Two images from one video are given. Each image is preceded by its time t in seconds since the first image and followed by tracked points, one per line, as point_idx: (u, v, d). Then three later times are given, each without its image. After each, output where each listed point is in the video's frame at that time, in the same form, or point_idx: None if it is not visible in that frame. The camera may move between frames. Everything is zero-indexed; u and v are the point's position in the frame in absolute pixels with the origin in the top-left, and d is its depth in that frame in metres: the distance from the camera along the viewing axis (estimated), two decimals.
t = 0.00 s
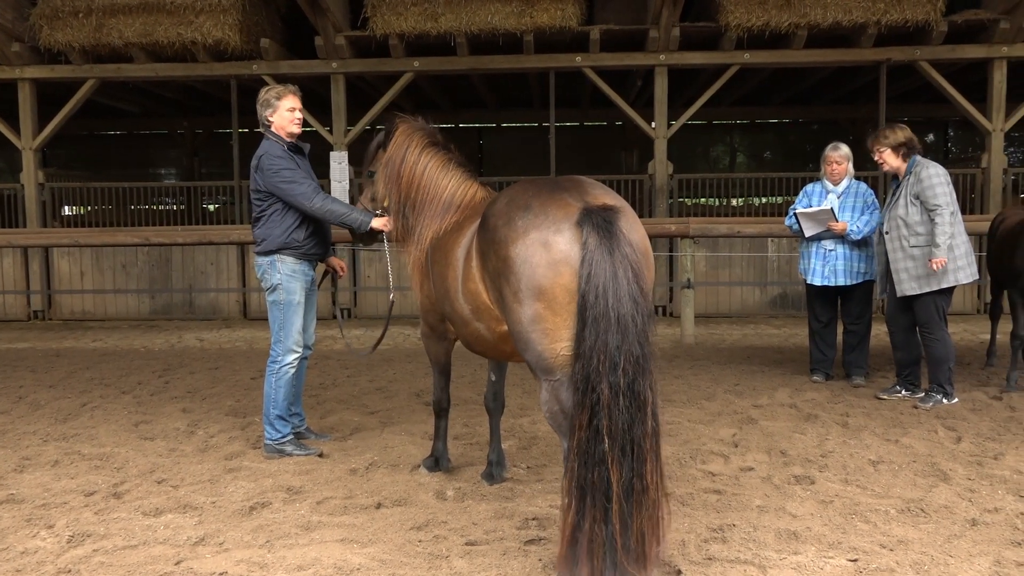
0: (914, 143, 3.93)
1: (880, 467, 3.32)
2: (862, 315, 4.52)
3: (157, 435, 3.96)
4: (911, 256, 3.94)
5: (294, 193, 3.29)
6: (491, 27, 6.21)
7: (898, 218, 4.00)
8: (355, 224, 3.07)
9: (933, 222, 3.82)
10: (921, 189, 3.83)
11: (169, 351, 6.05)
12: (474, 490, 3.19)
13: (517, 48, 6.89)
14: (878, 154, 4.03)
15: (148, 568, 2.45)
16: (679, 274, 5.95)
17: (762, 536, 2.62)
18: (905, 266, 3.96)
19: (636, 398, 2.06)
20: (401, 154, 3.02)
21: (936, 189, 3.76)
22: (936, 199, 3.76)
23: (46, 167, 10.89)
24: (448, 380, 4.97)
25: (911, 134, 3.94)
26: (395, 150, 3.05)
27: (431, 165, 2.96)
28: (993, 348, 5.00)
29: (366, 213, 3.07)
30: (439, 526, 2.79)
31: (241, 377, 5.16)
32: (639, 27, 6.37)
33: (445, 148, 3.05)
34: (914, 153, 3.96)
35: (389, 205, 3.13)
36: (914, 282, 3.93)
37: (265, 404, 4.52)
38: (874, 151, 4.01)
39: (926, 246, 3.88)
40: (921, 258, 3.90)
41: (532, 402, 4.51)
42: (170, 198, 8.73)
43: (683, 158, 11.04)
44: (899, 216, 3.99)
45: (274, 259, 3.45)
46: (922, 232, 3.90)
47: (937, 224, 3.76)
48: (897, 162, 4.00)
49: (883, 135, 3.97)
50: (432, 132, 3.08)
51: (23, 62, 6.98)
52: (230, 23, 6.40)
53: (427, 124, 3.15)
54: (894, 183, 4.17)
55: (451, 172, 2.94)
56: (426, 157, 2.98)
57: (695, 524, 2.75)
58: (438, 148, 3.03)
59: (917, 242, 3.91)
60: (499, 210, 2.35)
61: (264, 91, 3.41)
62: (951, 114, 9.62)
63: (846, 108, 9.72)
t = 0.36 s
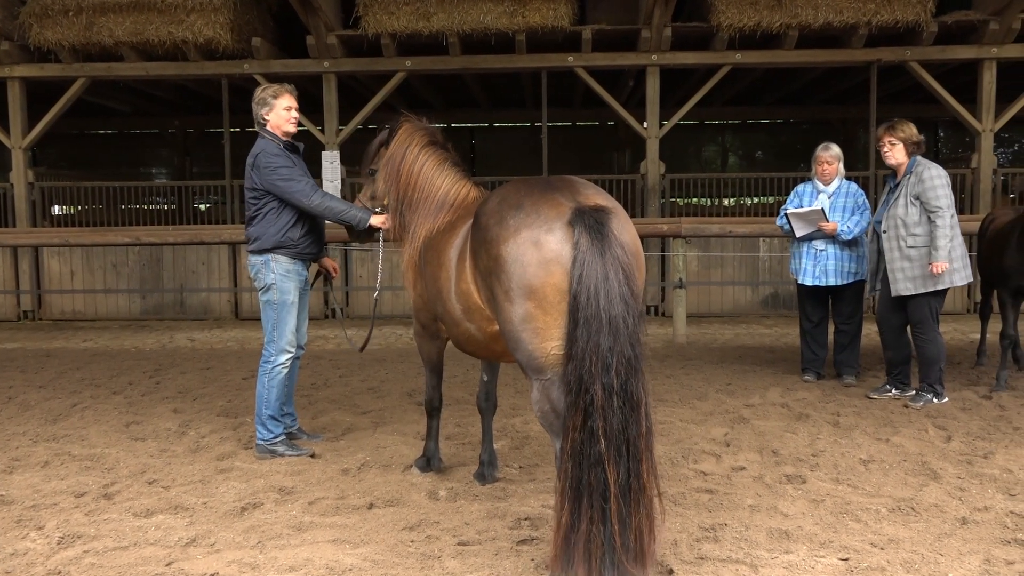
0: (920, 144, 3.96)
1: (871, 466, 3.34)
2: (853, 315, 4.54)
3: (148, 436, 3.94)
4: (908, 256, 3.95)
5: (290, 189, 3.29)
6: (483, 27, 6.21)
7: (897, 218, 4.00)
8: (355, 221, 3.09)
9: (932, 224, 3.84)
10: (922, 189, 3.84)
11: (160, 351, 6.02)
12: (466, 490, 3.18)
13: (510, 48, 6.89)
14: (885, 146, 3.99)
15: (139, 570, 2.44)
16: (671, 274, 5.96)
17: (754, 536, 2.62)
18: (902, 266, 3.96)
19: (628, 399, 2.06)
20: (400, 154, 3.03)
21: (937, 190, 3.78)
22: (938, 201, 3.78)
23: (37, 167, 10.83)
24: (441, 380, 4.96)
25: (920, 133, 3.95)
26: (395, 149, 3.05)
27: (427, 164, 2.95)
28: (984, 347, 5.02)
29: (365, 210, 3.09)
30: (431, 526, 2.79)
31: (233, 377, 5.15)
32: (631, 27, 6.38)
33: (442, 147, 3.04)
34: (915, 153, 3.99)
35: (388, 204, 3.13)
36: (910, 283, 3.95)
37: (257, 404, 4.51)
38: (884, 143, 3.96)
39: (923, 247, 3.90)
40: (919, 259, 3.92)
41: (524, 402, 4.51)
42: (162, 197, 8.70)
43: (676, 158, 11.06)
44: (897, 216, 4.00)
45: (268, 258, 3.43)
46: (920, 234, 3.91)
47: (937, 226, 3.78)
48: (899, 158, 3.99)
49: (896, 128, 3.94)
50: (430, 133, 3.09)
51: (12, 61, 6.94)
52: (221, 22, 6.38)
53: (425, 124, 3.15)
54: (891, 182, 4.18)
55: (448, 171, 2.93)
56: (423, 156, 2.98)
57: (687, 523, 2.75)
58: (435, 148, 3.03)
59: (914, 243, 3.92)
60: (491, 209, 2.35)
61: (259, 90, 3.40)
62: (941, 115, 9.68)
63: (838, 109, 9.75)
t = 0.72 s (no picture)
0: (922, 147, 3.99)
1: (864, 466, 3.35)
2: (847, 316, 4.55)
3: (140, 438, 3.93)
4: (908, 257, 3.96)
5: (281, 190, 3.28)
6: (477, 28, 6.21)
7: (897, 218, 4.02)
8: (349, 215, 3.06)
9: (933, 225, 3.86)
10: (924, 190, 3.85)
11: (153, 353, 6.01)
12: (460, 491, 3.18)
13: (504, 49, 6.89)
14: (887, 146, 4.01)
15: (131, 573, 2.43)
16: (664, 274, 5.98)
17: (748, 536, 2.62)
18: (902, 267, 3.97)
19: (622, 401, 2.06)
20: (403, 150, 3.01)
21: (940, 191, 3.79)
22: (940, 202, 3.79)
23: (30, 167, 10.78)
24: (435, 381, 4.96)
25: (922, 134, 3.98)
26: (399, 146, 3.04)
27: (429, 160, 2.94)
28: (976, 348, 5.05)
29: (358, 203, 3.06)
30: (425, 527, 2.79)
31: (227, 378, 5.14)
32: (624, 29, 6.39)
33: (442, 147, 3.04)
34: (916, 155, 4.01)
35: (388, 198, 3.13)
36: (909, 284, 3.96)
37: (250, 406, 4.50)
38: (887, 143, 3.97)
39: (923, 248, 3.92)
40: (918, 260, 3.93)
41: (518, 403, 4.51)
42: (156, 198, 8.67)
43: (670, 159, 11.08)
44: (898, 216, 4.01)
45: (261, 259, 3.43)
46: (920, 234, 3.93)
47: (939, 227, 3.80)
48: (900, 159, 4.01)
49: (899, 128, 3.95)
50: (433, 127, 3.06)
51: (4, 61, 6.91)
52: (215, 22, 6.36)
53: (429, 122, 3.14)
54: (890, 182, 4.20)
55: (449, 170, 2.92)
56: (423, 153, 2.97)
57: (681, 523, 2.76)
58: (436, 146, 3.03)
59: (914, 244, 3.93)
60: (483, 210, 2.35)
61: (254, 91, 3.40)
62: (934, 116, 9.72)
63: (831, 110, 9.78)
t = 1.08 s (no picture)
0: (926, 146, 3.98)
1: (863, 466, 3.35)
2: (846, 316, 4.55)
3: (139, 437, 3.93)
4: (909, 257, 3.97)
5: (269, 189, 3.27)
6: (476, 27, 6.21)
7: (899, 218, 4.02)
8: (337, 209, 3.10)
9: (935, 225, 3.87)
10: (927, 190, 3.86)
11: (152, 353, 6.01)
12: (460, 491, 3.18)
13: (502, 49, 6.88)
14: (890, 146, 4.00)
15: (130, 573, 2.43)
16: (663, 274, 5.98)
17: (747, 536, 2.62)
18: (903, 267, 3.97)
19: (615, 400, 2.06)
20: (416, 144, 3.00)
21: (943, 192, 3.80)
22: (942, 202, 3.79)
23: (29, 167, 10.78)
24: (434, 381, 4.96)
25: (926, 134, 3.97)
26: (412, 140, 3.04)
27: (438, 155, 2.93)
28: (975, 347, 5.05)
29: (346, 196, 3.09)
30: (425, 527, 2.79)
31: (226, 378, 5.14)
32: (623, 28, 6.38)
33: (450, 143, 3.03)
34: (920, 154, 4.00)
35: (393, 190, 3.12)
36: (910, 284, 3.96)
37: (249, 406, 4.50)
38: (890, 142, 3.96)
39: (925, 248, 3.92)
40: (919, 260, 3.94)
41: (517, 402, 4.51)
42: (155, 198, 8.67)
43: (669, 158, 11.09)
44: (900, 216, 4.01)
45: (254, 260, 3.43)
46: (922, 235, 3.93)
47: (941, 227, 3.81)
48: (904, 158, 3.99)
49: (901, 128, 3.94)
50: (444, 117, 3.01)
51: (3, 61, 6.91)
52: (213, 22, 6.36)
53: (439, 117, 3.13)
54: (892, 182, 4.19)
55: (457, 166, 2.92)
56: (428, 148, 2.96)
57: (680, 523, 2.76)
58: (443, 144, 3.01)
59: (916, 244, 3.94)
60: (480, 211, 2.35)
61: (246, 91, 3.40)
62: (933, 115, 9.72)
63: (830, 109, 9.78)
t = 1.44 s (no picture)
0: (926, 146, 3.97)
1: (861, 466, 3.35)
2: (844, 316, 4.55)
3: (138, 438, 3.93)
4: (906, 258, 3.98)
5: (289, 193, 3.29)
6: (475, 28, 6.21)
7: (896, 219, 4.03)
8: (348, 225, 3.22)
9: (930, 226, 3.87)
10: (922, 191, 3.85)
11: (151, 353, 6.00)
12: (458, 492, 3.18)
13: (501, 49, 6.88)
14: (887, 147, 4.01)
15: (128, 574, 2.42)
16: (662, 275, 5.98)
17: (745, 536, 2.63)
18: (900, 268, 3.99)
19: (608, 402, 2.05)
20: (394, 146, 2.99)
21: (937, 193, 3.79)
22: (936, 203, 3.79)
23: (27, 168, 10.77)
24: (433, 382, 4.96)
25: (924, 134, 3.96)
26: (389, 143, 3.04)
27: (425, 159, 2.95)
28: (973, 348, 5.05)
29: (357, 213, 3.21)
30: (423, 528, 2.79)
31: (225, 379, 5.13)
32: (622, 29, 6.38)
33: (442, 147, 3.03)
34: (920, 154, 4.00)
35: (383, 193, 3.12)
36: (906, 285, 3.98)
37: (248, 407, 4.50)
38: (887, 144, 3.97)
39: (921, 250, 3.93)
40: (916, 261, 3.95)
41: (516, 403, 4.51)
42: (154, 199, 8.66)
43: (667, 159, 11.09)
44: (896, 217, 4.02)
45: (261, 259, 3.42)
46: (918, 236, 3.93)
47: (935, 229, 3.81)
48: (902, 158, 4.00)
49: (899, 130, 3.95)
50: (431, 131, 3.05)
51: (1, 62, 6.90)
52: (212, 23, 6.36)
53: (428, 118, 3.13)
54: (891, 183, 4.19)
55: (443, 169, 2.93)
56: (411, 154, 2.97)
57: (679, 524, 2.76)
58: (431, 145, 3.00)
59: (913, 246, 3.95)
60: (480, 211, 2.36)
61: (253, 92, 3.39)
62: (931, 116, 9.72)
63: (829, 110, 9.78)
